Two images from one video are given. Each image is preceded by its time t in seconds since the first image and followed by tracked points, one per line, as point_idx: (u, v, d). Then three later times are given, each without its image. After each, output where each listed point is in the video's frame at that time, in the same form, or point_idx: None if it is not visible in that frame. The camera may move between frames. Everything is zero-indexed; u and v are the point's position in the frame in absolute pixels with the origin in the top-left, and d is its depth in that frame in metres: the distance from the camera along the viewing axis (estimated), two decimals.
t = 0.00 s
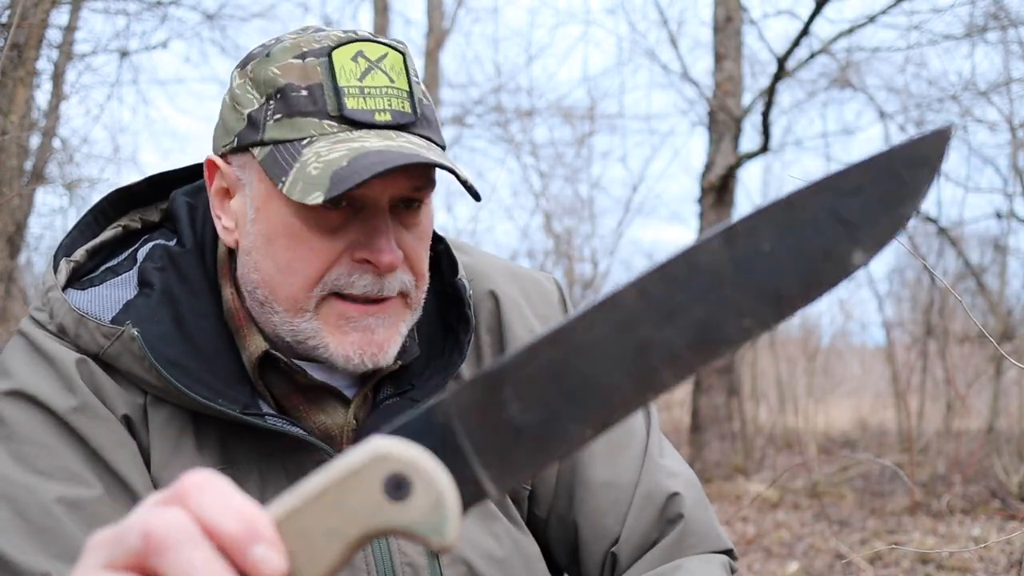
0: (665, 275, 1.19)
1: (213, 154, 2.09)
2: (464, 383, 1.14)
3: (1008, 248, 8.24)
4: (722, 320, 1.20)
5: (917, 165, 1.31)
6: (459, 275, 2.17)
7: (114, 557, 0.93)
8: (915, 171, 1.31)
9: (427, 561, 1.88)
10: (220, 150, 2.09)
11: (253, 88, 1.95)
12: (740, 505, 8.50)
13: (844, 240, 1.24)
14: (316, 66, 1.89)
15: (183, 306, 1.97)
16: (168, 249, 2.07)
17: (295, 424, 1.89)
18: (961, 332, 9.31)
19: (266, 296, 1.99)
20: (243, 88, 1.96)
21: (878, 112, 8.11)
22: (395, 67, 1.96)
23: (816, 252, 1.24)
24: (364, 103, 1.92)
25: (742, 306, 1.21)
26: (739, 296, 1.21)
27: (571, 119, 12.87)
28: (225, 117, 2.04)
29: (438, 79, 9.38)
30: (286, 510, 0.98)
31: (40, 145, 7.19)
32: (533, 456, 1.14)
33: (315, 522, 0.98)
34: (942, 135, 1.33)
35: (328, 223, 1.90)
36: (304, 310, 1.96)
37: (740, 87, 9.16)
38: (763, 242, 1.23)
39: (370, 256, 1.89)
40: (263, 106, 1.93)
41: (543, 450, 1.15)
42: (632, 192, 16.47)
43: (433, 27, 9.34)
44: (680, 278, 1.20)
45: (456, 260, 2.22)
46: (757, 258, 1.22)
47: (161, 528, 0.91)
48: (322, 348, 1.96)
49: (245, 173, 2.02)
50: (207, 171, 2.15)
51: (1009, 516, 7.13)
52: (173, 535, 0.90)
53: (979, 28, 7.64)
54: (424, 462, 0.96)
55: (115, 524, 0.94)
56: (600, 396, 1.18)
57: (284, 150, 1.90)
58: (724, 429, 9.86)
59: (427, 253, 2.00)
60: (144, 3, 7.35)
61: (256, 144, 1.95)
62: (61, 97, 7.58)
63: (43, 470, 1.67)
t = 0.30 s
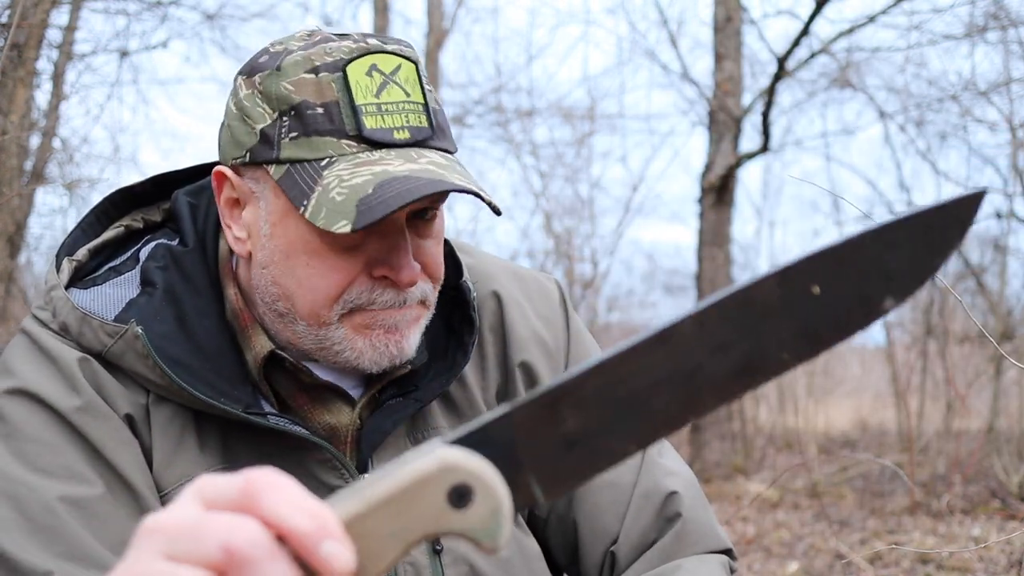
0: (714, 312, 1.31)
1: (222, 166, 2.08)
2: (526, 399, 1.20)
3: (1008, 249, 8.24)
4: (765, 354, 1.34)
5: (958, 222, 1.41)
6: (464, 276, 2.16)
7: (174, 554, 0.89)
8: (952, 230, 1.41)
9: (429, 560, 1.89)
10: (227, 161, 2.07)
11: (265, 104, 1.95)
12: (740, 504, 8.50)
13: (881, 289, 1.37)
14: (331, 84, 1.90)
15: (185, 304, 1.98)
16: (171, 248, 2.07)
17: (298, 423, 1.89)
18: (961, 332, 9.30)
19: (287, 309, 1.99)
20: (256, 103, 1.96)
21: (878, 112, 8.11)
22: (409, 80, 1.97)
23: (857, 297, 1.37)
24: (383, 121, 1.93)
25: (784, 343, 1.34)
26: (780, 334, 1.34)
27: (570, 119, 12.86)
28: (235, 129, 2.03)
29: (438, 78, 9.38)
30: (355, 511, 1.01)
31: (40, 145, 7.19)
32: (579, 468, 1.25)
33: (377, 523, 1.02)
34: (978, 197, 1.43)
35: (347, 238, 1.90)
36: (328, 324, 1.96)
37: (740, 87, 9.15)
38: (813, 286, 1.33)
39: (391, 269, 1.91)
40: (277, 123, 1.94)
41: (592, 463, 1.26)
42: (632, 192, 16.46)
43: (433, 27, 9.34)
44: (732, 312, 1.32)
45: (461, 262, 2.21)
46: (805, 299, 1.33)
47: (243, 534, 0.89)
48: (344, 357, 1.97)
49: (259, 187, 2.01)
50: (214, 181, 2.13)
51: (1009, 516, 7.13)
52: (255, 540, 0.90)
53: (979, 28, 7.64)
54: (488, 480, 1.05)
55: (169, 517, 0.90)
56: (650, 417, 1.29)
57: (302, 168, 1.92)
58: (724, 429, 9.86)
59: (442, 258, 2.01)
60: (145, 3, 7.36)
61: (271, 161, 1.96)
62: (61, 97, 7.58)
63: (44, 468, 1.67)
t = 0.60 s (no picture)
0: (728, 315, 1.29)
1: (224, 146, 2.13)
2: (542, 404, 1.21)
3: (1008, 249, 8.24)
4: (773, 354, 1.32)
5: (964, 223, 1.40)
6: (465, 277, 2.17)
7: (188, 565, 0.91)
8: (957, 231, 1.40)
9: (430, 561, 1.88)
10: (233, 142, 2.10)
11: (263, 81, 1.98)
12: (740, 504, 8.51)
13: (887, 288, 1.36)
14: (321, 64, 1.91)
15: (186, 303, 1.97)
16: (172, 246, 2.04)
17: (300, 423, 1.90)
18: (961, 332, 9.30)
19: (257, 287, 2.01)
20: (257, 82, 1.99)
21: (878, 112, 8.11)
22: (401, 73, 1.95)
23: (865, 297, 1.36)
24: (362, 105, 1.92)
25: (792, 342, 1.32)
26: (790, 335, 1.32)
27: (570, 119, 12.86)
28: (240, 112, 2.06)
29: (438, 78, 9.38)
30: (369, 521, 1.01)
31: (40, 145, 7.19)
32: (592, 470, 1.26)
33: (392, 531, 1.02)
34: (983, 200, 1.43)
35: (312, 219, 1.91)
36: (290, 307, 1.97)
37: (740, 87, 9.15)
38: (823, 287, 1.32)
39: (350, 256, 1.90)
40: (268, 100, 1.96)
41: (600, 465, 1.27)
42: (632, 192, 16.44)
43: (433, 27, 9.34)
44: (745, 315, 1.30)
45: (462, 263, 2.22)
46: (815, 300, 1.33)
47: (251, 547, 0.89)
48: (303, 342, 1.96)
49: (244, 164, 2.04)
50: (219, 160, 2.18)
51: (1008, 516, 7.13)
52: (264, 552, 0.89)
53: (979, 28, 7.64)
54: (505, 483, 1.05)
55: (180, 529, 0.92)
56: (658, 417, 1.30)
57: (269, 148, 1.93)
58: (724, 429, 9.86)
59: (416, 260, 2.01)
60: (145, 3, 7.36)
61: (256, 136, 1.97)
62: (61, 97, 7.57)
63: (46, 468, 1.67)
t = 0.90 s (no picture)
0: (713, 287, 1.36)
1: (218, 145, 2.15)
2: (530, 386, 1.25)
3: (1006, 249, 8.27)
4: (757, 320, 1.39)
5: (927, 183, 1.52)
6: (462, 272, 2.21)
7: (188, 561, 0.94)
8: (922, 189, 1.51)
9: (430, 558, 1.92)
10: (227, 140, 2.13)
11: (252, 74, 1.98)
12: (739, 503, 8.55)
13: (860, 251, 1.47)
14: (307, 48, 1.90)
15: (187, 302, 2.00)
16: (174, 246, 2.08)
17: (301, 419, 1.93)
18: (960, 331, 9.33)
19: (257, 274, 2.03)
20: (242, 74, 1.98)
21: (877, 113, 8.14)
22: (386, 53, 1.95)
23: (840, 258, 1.46)
24: (350, 84, 1.92)
25: (774, 308, 1.41)
26: (772, 302, 1.40)
27: (570, 118, 12.89)
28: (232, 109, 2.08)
29: (438, 79, 9.41)
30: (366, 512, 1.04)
31: (42, 145, 7.24)
32: (584, 442, 1.29)
33: (389, 517, 1.05)
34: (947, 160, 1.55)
35: (310, 200, 1.94)
36: (290, 290, 1.98)
37: (740, 88, 9.18)
38: (800, 254, 1.42)
39: (349, 231, 1.92)
40: (259, 91, 1.95)
41: (592, 438, 1.30)
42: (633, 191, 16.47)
43: (433, 28, 9.37)
44: (728, 286, 1.38)
45: (459, 258, 2.26)
46: (795, 266, 1.42)
47: (251, 545, 0.92)
48: (304, 328, 1.98)
49: (239, 157, 2.06)
50: (213, 162, 2.20)
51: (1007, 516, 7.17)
52: (264, 549, 0.92)
53: (977, 29, 7.68)
54: (496, 462, 1.07)
55: (179, 526, 0.95)
56: (648, 390, 1.33)
57: (265, 130, 1.93)
58: (724, 428, 9.91)
59: (413, 240, 2.02)
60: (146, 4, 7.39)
61: (249, 126, 1.98)
62: (63, 97, 7.61)
63: (49, 466, 1.70)
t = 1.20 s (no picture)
0: (728, 308, 1.50)
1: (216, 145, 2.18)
2: (550, 403, 1.40)
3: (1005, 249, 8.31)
4: (772, 338, 1.52)
5: (937, 206, 1.61)
6: (460, 267, 2.24)
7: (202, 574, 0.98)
8: (933, 212, 1.61)
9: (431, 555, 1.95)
10: (224, 139, 2.16)
11: (248, 73, 2.00)
12: (738, 502, 8.59)
13: (878, 267, 1.57)
14: (301, 45, 1.92)
15: (190, 296, 2.04)
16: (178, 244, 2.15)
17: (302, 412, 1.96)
18: (958, 331, 9.37)
19: (256, 270, 2.06)
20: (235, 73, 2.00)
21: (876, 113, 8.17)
22: (379, 49, 1.96)
23: (858, 276, 1.55)
24: (344, 78, 1.93)
25: (792, 324, 1.52)
26: (786, 321, 1.52)
27: (570, 119, 12.92)
28: (229, 109, 2.10)
29: (438, 80, 9.44)
30: (386, 524, 1.15)
31: (43, 145, 7.27)
32: (599, 456, 1.44)
33: (410, 530, 1.16)
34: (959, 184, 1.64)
35: (305, 195, 1.97)
36: (289, 284, 2.02)
37: (739, 88, 9.22)
38: (819, 272, 1.52)
39: (344, 224, 1.95)
40: (254, 89, 1.98)
41: (606, 451, 1.45)
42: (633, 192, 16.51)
43: (433, 28, 9.40)
44: (744, 306, 1.51)
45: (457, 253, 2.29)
46: (811, 285, 1.52)
47: (271, 560, 0.98)
48: (303, 322, 2.01)
49: (236, 156, 2.09)
50: (212, 162, 2.23)
51: (1005, 515, 7.20)
52: (282, 562, 0.99)
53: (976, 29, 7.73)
54: (511, 483, 1.24)
55: (194, 539, 0.99)
56: (665, 402, 1.47)
57: (261, 126, 1.96)
58: (723, 428, 9.94)
59: (409, 232, 2.05)
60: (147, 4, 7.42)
61: (246, 123, 2.01)
62: (64, 97, 7.63)
63: (50, 461, 1.74)
